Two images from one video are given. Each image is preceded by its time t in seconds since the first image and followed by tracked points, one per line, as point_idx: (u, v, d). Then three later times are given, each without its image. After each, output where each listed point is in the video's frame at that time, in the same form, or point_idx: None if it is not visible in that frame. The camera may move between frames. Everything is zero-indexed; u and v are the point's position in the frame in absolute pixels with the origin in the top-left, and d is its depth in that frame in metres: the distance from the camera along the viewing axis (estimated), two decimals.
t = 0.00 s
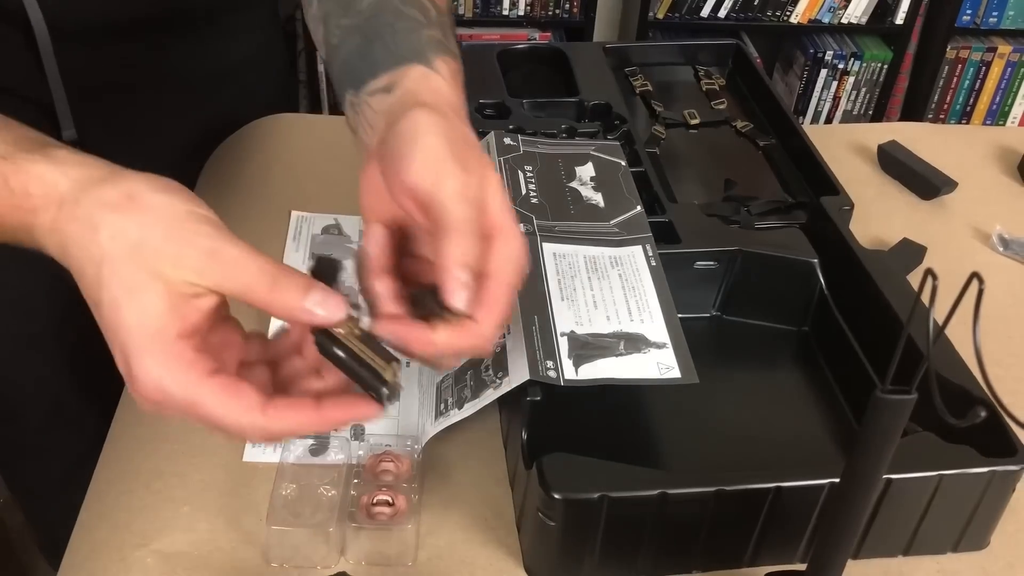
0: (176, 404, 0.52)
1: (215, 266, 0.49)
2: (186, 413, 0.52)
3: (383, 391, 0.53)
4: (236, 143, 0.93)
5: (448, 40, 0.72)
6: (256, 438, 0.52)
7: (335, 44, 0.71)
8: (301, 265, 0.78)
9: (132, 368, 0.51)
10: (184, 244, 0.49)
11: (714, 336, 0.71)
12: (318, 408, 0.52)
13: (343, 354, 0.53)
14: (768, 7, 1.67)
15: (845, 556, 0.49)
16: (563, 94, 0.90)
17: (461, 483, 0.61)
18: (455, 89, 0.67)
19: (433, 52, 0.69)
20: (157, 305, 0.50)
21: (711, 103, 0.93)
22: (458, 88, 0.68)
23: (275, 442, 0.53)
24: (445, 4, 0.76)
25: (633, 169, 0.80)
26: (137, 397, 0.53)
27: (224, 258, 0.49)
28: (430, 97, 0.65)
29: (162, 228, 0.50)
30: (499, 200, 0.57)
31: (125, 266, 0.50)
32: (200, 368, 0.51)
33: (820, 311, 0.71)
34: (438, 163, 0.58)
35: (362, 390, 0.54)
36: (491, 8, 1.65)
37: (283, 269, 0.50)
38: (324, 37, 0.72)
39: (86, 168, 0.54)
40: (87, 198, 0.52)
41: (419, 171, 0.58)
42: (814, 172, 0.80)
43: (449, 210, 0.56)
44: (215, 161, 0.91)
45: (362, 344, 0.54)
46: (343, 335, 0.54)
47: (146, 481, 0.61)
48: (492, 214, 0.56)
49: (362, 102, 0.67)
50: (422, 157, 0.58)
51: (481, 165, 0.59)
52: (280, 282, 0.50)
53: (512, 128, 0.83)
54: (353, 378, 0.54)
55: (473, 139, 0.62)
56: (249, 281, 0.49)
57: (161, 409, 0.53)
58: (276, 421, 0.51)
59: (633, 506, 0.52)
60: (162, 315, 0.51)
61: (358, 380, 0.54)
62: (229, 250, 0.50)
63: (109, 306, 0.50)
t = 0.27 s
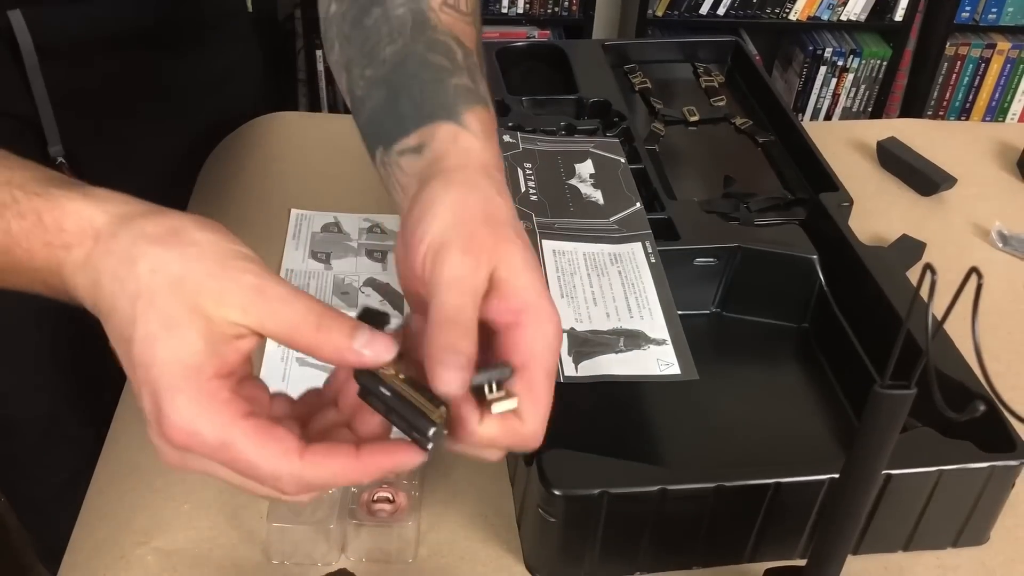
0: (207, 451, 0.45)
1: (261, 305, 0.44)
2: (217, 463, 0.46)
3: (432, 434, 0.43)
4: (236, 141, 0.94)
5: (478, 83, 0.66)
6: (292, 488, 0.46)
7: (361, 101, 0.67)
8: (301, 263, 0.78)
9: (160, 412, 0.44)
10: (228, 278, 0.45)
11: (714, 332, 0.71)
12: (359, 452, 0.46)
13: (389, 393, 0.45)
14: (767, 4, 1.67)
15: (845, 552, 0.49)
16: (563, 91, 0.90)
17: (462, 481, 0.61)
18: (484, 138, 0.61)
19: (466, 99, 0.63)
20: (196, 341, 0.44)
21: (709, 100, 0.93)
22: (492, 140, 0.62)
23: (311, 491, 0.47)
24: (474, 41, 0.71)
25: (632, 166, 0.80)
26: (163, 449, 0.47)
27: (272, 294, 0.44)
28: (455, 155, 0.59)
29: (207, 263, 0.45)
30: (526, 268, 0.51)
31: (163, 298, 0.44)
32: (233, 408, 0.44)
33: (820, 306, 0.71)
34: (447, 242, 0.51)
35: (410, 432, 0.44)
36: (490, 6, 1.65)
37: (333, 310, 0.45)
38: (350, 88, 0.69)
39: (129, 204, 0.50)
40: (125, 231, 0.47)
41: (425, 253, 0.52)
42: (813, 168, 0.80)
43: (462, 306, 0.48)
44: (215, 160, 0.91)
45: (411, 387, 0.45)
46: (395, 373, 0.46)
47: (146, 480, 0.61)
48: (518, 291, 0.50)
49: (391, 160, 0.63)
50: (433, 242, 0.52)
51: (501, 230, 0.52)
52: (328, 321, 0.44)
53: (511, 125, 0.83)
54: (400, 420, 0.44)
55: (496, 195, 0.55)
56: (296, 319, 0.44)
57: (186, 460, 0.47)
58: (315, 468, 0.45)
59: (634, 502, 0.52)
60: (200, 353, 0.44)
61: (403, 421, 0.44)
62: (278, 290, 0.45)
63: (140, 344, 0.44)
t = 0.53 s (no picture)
0: (204, 492, 0.44)
1: (271, 347, 0.44)
2: (211, 504, 0.45)
3: (427, 482, 0.43)
4: (235, 135, 0.94)
5: (479, 101, 0.66)
6: (286, 531, 0.46)
7: (368, 125, 0.67)
8: (299, 255, 0.78)
9: (155, 449, 0.43)
10: (240, 318, 0.45)
11: (712, 323, 0.72)
12: (357, 497, 0.46)
13: (386, 439, 0.44)
14: None
15: (841, 540, 0.49)
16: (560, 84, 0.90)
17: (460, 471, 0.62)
18: (481, 162, 0.61)
19: (467, 121, 0.63)
20: (201, 377, 0.44)
21: (707, 92, 0.93)
22: (493, 166, 0.61)
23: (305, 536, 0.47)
24: (479, 57, 0.71)
25: (630, 157, 0.80)
26: (153, 488, 0.46)
27: (281, 338, 0.45)
28: (449, 181, 0.59)
29: (221, 303, 0.46)
30: (510, 288, 0.52)
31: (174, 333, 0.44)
32: (233, 447, 0.44)
33: (817, 297, 0.71)
34: (425, 274, 0.52)
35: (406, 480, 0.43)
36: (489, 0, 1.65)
37: (339, 361, 0.46)
38: (358, 111, 0.69)
39: (140, 240, 0.50)
40: (137, 264, 0.47)
41: (406, 288, 0.53)
42: (810, 160, 0.80)
43: (436, 346, 0.49)
44: (213, 153, 0.91)
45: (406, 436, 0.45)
46: (395, 421, 0.45)
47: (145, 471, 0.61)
48: (500, 314, 0.51)
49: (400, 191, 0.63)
50: (413, 275, 0.53)
51: (482, 253, 0.53)
52: (335, 372, 0.45)
53: (509, 117, 0.83)
54: (395, 466, 0.43)
55: (483, 216, 0.55)
56: (303, 365, 0.44)
57: (176, 500, 0.46)
58: (313, 511, 0.45)
59: (631, 491, 0.53)
60: (203, 390, 0.44)
61: (397, 468, 0.43)
62: (287, 335, 0.45)
63: (145, 376, 0.44)
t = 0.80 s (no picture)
0: (183, 479, 0.43)
1: (256, 338, 0.45)
2: (186, 491, 0.45)
3: (407, 475, 0.43)
4: (230, 122, 0.93)
5: (471, 93, 0.66)
6: (262, 521, 0.46)
7: (363, 119, 0.67)
8: (294, 241, 0.78)
9: (134, 434, 0.43)
10: (226, 307, 0.45)
11: (706, 308, 0.72)
12: (335, 490, 0.46)
13: (364, 436, 0.45)
14: None
15: (835, 521, 0.49)
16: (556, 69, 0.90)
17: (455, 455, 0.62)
18: (470, 155, 0.60)
19: (458, 113, 0.63)
20: (184, 363, 0.44)
21: (703, 77, 0.93)
22: (482, 157, 0.61)
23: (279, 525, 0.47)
24: (473, 47, 0.70)
25: (625, 142, 0.80)
26: (125, 474, 0.45)
27: (265, 330, 0.45)
28: (436, 176, 0.59)
29: (209, 290, 0.46)
30: (488, 283, 0.50)
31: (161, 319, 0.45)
32: (214, 434, 0.44)
33: (812, 281, 0.71)
34: (408, 274, 0.52)
35: (385, 473, 0.44)
36: None
37: (317, 354, 0.46)
38: (353, 105, 0.68)
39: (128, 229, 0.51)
40: (127, 253, 0.48)
41: (394, 287, 0.53)
42: (806, 145, 0.80)
43: (419, 348, 0.49)
44: (208, 140, 0.91)
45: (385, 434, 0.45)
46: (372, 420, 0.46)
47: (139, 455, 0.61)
48: (475, 312, 0.49)
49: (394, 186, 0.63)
50: (397, 276, 0.52)
51: (461, 251, 0.52)
52: (316, 369, 0.45)
53: (504, 103, 0.83)
54: (374, 462, 0.44)
55: (464, 212, 0.55)
56: (287, 358, 0.45)
57: (149, 488, 0.46)
58: (293, 502, 0.45)
59: (625, 472, 0.53)
60: (187, 377, 0.44)
61: (376, 463, 0.44)
62: (272, 327, 0.45)
63: (129, 361, 0.44)
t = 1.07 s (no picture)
0: (160, 460, 0.44)
1: (235, 321, 0.45)
2: (163, 472, 0.46)
3: (383, 462, 0.43)
4: (226, 107, 0.93)
5: (456, 78, 0.66)
6: (239, 503, 0.46)
7: (349, 105, 0.66)
8: (291, 225, 0.78)
9: (112, 415, 0.43)
10: (207, 288, 0.45)
11: (703, 291, 0.72)
12: (312, 476, 0.47)
13: (339, 423, 0.45)
14: None
15: (828, 500, 0.49)
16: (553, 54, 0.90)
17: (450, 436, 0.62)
18: (454, 141, 0.60)
19: (442, 98, 0.63)
20: (163, 346, 0.44)
21: (701, 62, 0.92)
22: (466, 142, 0.61)
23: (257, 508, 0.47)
24: (459, 32, 0.70)
25: (622, 126, 0.80)
26: (105, 453, 0.46)
27: (245, 313, 0.45)
28: (419, 162, 0.58)
29: (190, 270, 0.46)
30: (464, 270, 0.50)
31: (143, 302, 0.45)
32: (192, 416, 0.44)
33: (808, 264, 0.71)
34: (386, 260, 0.52)
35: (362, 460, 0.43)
36: None
37: (301, 339, 0.46)
38: (338, 91, 0.68)
39: (117, 209, 0.51)
40: (112, 234, 0.47)
41: (372, 272, 0.53)
42: (803, 129, 0.80)
43: (396, 332, 0.49)
44: (204, 125, 0.91)
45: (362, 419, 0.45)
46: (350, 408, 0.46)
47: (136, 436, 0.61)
48: (450, 297, 0.49)
49: (378, 171, 0.63)
50: (376, 261, 0.53)
51: (439, 237, 0.52)
52: (296, 351, 0.45)
53: (501, 87, 0.83)
54: (351, 449, 0.44)
55: (444, 198, 0.55)
56: (266, 341, 0.45)
57: (129, 468, 0.46)
58: (268, 486, 0.46)
59: (619, 452, 0.53)
60: (166, 358, 0.44)
61: (353, 451, 0.44)
62: (253, 309, 0.45)
63: (110, 343, 0.44)
